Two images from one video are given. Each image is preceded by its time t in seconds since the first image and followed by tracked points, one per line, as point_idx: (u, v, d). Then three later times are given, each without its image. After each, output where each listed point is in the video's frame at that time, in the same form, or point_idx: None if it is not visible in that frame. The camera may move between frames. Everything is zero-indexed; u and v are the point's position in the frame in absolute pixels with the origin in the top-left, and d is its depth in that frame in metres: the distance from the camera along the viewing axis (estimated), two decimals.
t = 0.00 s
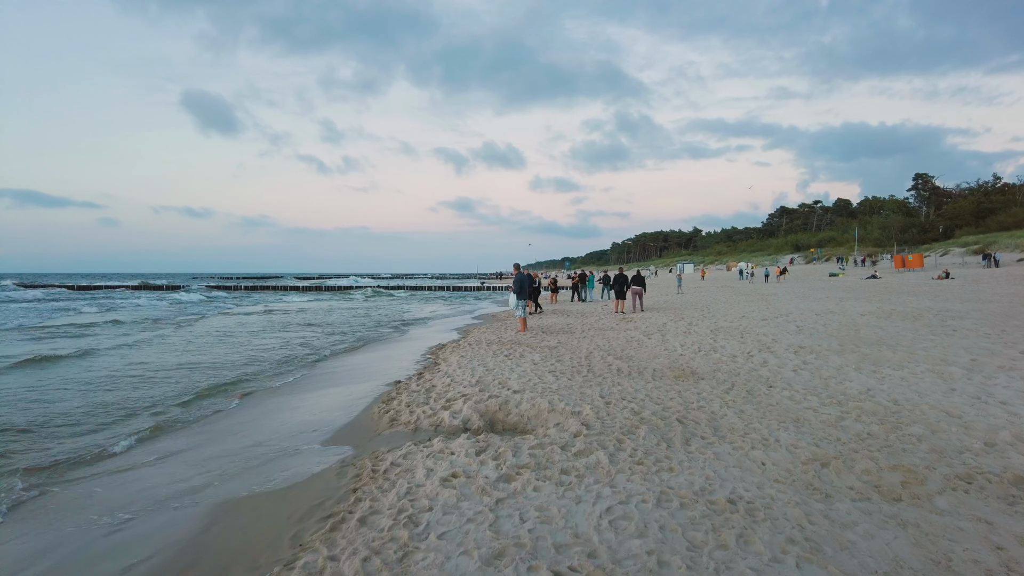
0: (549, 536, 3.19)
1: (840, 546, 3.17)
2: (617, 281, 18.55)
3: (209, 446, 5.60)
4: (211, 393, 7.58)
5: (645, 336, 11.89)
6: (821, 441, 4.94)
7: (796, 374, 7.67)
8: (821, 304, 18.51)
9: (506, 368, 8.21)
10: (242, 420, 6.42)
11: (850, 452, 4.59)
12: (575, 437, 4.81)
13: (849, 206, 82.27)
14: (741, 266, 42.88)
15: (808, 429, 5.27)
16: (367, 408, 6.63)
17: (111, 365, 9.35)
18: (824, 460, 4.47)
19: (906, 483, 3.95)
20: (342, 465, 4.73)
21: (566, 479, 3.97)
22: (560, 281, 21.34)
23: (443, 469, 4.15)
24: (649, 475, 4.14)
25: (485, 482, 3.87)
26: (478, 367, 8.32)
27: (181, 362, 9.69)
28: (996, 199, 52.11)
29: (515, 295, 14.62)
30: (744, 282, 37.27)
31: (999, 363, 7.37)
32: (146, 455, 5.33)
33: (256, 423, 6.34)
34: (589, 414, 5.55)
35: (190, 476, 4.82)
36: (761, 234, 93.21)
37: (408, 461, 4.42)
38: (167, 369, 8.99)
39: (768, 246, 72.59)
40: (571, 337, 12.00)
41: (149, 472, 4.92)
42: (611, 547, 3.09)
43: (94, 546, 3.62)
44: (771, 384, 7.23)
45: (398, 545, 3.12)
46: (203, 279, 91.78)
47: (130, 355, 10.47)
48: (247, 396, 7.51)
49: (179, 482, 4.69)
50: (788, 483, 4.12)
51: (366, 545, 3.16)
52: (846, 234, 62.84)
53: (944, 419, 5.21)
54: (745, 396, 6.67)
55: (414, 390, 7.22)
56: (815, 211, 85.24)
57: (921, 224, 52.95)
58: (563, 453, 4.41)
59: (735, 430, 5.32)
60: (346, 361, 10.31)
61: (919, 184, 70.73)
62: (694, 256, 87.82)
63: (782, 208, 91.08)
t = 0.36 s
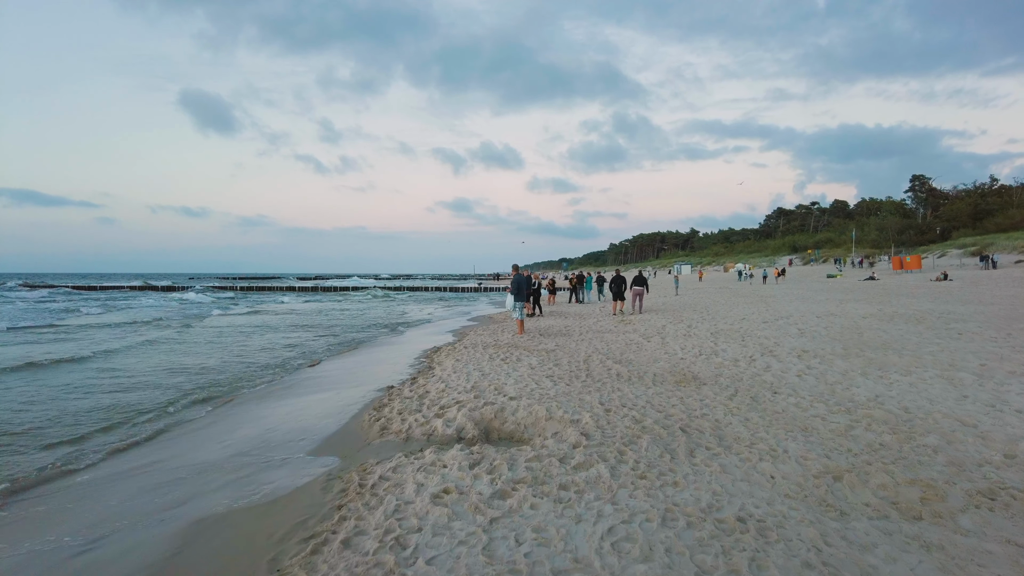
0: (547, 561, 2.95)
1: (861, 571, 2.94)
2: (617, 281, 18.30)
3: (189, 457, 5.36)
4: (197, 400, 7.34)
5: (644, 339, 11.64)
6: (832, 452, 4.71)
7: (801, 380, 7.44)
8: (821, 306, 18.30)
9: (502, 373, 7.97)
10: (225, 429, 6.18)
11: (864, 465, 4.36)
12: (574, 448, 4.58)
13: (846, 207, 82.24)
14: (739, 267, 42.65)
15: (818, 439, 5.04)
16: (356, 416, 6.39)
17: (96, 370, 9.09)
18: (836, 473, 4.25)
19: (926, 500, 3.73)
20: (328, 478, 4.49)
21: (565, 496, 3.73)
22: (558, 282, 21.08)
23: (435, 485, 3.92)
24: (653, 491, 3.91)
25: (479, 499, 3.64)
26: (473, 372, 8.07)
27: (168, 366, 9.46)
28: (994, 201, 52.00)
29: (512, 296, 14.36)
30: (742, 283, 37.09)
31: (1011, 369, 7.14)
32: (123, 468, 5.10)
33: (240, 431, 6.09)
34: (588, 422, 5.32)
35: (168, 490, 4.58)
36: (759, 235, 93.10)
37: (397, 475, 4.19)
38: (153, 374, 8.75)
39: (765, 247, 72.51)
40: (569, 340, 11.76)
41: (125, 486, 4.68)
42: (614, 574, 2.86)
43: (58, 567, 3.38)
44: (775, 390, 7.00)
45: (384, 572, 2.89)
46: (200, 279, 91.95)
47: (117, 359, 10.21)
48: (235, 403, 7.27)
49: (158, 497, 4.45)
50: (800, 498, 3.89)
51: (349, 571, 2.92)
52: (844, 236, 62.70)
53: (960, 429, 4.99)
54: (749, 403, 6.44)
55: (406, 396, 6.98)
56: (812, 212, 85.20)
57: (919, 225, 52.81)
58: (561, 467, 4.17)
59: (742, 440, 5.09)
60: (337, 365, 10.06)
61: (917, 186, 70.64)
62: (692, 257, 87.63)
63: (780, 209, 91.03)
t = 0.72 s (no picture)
0: None
1: None
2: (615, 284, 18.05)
3: (169, 470, 5.11)
4: (181, 409, 7.09)
5: (644, 343, 11.39)
6: (845, 464, 4.46)
7: (807, 385, 7.19)
8: (822, 308, 18.08)
9: (498, 378, 7.72)
10: (209, 439, 5.93)
11: (880, 478, 4.12)
12: (573, 461, 4.33)
13: (844, 209, 82.14)
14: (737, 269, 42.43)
15: (829, 450, 4.80)
16: (346, 424, 6.15)
17: (80, 376, 8.83)
18: (852, 488, 4.00)
19: (950, 518, 3.48)
20: (311, 493, 4.24)
21: (563, 515, 3.48)
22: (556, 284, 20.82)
23: (424, 502, 3.66)
24: (658, 508, 3.66)
25: (470, 519, 3.39)
26: (469, 377, 7.82)
27: (155, 372, 9.20)
28: (991, 203, 51.91)
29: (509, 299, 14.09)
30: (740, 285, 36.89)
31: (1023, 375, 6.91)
32: (97, 482, 4.85)
33: (224, 441, 5.85)
34: (588, 432, 5.07)
35: (142, 507, 4.34)
36: (756, 237, 92.96)
37: (385, 491, 3.93)
38: (138, 381, 8.50)
39: (763, 249, 72.39)
40: (567, 344, 11.50)
41: (98, 503, 4.44)
42: None
43: None
44: (781, 396, 6.76)
45: None
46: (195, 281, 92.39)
47: (103, 364, 9.95)
48: (222, 411, 7.02)
49: (133, 514, 4.21)
50: (815, 515, 3.65)
51: None
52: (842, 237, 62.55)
53: (979, 439, 4.74)
54: (755, 410, 6.19)
55: (398, 403, 6.72)
56: (810, 214, 85.09)
57: (916, 227, 52.68)
58: (559, 482, 3.92)
59: (749, 451, 4.83)
60: (329, 370, 9.81)
61: (914, 188, 70.57)
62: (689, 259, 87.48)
63: (778, 210, 90.92)
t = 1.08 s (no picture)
0: None
1: None
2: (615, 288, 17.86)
3: (156, 482, 4.93)
4: (171, 418, 6.91)
5: (645, 348, 11.20)
6: (860, 477, 4.28)
7: (814, 393, 7.01)
8: (823, 312, 17.90)
9: (497, 385, 7.53)
10: (198, 450, 5.75)
11: (898, 493, 3.94)
12: (576, 475, 4.14)
13: (843, 212, 82.07)
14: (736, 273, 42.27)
15: (842, 462, 4.61)
16: (340, 434, 5.98)
17: (69, 383, 8.63)
18: (868, 503, 3.81)
19: (975, 538, 3.30)
20: (302, 509, 4.05)
21: (567, 535, 3.29)
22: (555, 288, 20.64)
23: (420, 520, 3.47)
24: (666, 526, 3.47)
25: (468, 539, 3.20)
26: (467, 384, 7.63)
27: (146, 380, 9.02)
28: (989, 206, 51.88)
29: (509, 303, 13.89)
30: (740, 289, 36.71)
31: None
32: (80, 496, 4.67)
33: (214, 451, 5.67)
34: (591, 443, 4.89)
35: (124, 523, 4.15)
36: (755, 240, 92.92)
37: (379, 508, 3.74)
38: (129, 389, 8.33)
39: (762, 252, 72.27)
40: (567, 349, 11.30)
41: (79, 519, 4.25)
42: None
43: None
44: (789, 404, 6.57)
45: None
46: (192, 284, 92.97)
47: (93, 370, 9.73)
48: (213, 420, 6.83)
49: (116, 531, 4.02)
50: (832, 534, 3.46)
51: None
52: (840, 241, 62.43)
53: (998, 452, 4.56)
54: (762, 419, 6.01)
55: (394, 411, 6.53)
56: (809, 217, 84.99)
57: (915, 230, 52.59)
58: (563, 499, 3.74)
59: (758, 463, 4.65)
60: (325, 376, 9.63)
61: (912, 191, 70.49)
62: (688, 262, 87.37)
63: (776, 213, 90.88)
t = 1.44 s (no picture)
0: None
1: None
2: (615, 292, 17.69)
3: (144, 492, 4.76)
4: (161, 426, 6.73)
5: (646, 353, 11.04)
6: (876, 489, 4.12)
7: (822, 400, 6.84)
8: (824, 317, 17.75)
9: (497, 392, 7.36)
10: (188, 458, 5.58)
11: (917, 507, 3.78)
12: (581, 488, 3.97)
13: (840, 217, 82.07)
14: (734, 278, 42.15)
15: (856, 473, 4.45)
16: (335, 442, 5.81)
17: (59, 389, 8.44)
18: (887, 518, 3.65)
19: (1002, 556, 3.14)
20: (294, 523, 3.89)
21: (574, 553, 3.12)
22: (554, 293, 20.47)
23: (419, 536, 3.31)
24: (677, 542, 3.31)
25: (469, 558, 3.03)
26: (466, 391, 7.46)
27: (138, 386, 8.85)
28: (987, 211, 51.89)
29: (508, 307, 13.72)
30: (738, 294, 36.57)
31: None
32: (63, 507, 4.48)
33: (205, 461, 5.49)
34: (595, 453, 4.72)
35: (108, 536, 3.97)
36: (753, 245, 92.91)
37: (375, 522, 3.57)
38: (120, 395, 8.15)
39: (760, 257, 72.19)
40: (567, 354, 11.13)
41: (60, 532, 4.07)
42: None
43: None
44: (796, 411, 6.41)
45: None
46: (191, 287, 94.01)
47: (84, 375, 9.55)
48: (206, 427, 6.66)
49: (100, 545, 3.85)
50: (852, 550, 3.29)
51: None
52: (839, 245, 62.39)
53: (1018, 464, 4.41)
54: (770, 427, 5.84)
55: (391, 419, 6.36)
56: (806, 222, 84.94)
57: (912, 235, 52.55)
58: (568, 513, 3.57)
59: (769, 474, 4.49)
60: (321, 382, 9.47)
61: (909, 196, 70.54)
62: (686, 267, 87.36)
63: (774, 218, 90.85)
